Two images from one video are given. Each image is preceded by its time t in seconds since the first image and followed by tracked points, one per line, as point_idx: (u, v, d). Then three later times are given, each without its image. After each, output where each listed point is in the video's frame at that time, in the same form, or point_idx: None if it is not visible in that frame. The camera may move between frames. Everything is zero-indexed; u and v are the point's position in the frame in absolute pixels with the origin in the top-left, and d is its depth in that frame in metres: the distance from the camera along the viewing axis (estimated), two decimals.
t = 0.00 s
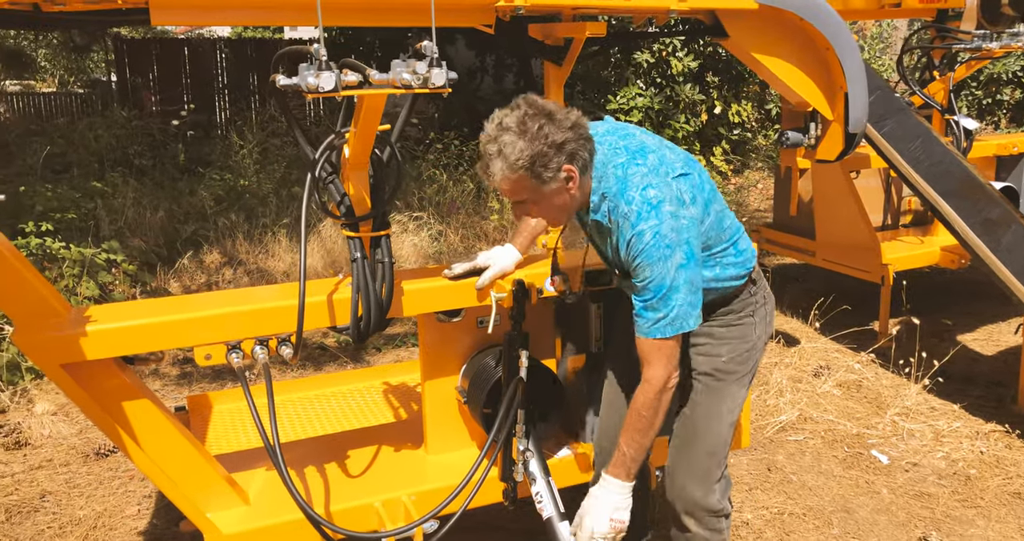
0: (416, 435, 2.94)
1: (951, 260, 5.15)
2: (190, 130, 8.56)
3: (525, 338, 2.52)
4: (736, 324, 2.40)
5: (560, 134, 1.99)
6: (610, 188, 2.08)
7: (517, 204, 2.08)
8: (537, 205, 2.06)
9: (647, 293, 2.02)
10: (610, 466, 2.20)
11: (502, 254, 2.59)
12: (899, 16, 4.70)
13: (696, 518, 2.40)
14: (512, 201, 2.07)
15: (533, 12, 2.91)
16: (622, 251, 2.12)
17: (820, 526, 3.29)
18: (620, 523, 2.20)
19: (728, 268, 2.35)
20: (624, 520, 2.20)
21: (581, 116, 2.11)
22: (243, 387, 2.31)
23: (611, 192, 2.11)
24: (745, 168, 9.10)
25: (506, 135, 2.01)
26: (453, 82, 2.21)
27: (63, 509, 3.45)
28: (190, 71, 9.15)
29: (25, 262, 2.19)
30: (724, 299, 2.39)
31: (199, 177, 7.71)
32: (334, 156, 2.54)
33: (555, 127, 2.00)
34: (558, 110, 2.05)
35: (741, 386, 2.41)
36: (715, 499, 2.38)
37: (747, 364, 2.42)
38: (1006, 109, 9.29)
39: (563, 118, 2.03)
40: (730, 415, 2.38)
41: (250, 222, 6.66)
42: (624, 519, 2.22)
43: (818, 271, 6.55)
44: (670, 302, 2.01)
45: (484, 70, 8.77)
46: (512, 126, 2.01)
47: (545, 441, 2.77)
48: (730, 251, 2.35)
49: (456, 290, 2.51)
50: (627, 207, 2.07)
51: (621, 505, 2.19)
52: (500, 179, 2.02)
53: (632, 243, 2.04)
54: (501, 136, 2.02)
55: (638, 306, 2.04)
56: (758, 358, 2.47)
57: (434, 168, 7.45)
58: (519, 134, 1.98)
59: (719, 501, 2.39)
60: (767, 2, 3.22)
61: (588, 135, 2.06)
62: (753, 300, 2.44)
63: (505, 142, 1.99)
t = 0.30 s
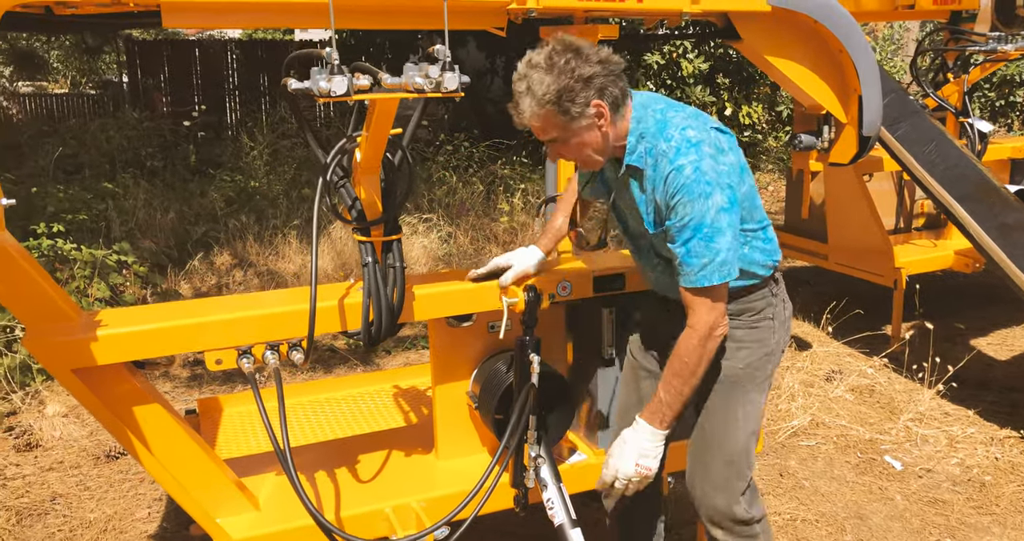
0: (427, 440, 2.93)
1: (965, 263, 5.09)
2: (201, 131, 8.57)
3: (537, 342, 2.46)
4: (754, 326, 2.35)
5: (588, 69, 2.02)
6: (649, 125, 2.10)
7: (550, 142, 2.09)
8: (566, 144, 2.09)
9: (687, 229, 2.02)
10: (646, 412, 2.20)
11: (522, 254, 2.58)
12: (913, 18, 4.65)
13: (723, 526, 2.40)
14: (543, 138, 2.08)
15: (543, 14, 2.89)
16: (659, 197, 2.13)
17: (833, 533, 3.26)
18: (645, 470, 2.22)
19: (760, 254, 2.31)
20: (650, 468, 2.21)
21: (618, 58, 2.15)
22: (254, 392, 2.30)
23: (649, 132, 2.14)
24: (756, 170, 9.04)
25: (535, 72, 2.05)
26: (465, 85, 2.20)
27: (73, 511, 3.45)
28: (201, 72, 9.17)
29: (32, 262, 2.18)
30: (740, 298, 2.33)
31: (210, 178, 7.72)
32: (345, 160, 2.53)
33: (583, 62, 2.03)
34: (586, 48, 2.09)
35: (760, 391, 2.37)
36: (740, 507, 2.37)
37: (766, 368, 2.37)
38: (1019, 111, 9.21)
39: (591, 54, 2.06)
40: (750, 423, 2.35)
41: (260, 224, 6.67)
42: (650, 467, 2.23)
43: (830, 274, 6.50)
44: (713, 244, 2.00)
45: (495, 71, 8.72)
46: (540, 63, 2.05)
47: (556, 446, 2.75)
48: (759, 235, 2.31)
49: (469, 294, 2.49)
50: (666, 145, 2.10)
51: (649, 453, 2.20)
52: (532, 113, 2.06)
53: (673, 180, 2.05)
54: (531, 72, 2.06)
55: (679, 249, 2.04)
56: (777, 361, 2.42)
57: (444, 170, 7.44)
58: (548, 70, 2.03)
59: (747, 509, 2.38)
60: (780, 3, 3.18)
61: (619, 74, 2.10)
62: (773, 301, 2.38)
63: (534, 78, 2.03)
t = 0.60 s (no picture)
0: (436, 446, 2.91)
1: (976, 267, 5.05)
2: (207, 133, 8.57)
3: (547, 347, 2.44)
4: (814, 337, 2.32)
5: (647, 62, 2.08)
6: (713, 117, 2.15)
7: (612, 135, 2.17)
8: (628, 138, 2.17)
9: (744, 227, 2.06)
10: (693, 399, 2.26)
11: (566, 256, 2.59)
12: (923, 20, 4.63)
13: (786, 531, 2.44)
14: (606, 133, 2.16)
15: (553, 17, 2.87)
16: (719, 189, 2.16)
17: None
18: (687, 455, 2.27)
19: (824, 260, 2.30)
20: (692, 453, 2.27)
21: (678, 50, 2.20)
22: (262, 398, 2.28)
23: (714, 123, 2.17)
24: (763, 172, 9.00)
25: (593, 69, 2.13)
26: (476, 90, 2.18)
27: (80, 516, 3.44)
28: (207, 74, 9.18)
29: (36, 264, 2.15)
30: (797, 308, 2.31)
31: (216, 180, 7.71)
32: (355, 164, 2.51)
33: (643, 55, 2.10)
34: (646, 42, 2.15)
35: (822, 400, 2.34)
36: (806, 516, 2.39)
37: (828, 380, 2.34)
38: None
39: (649, 47, 2.11)
40: (811, 432, 2.34)
41: (267, 226, 6.65)
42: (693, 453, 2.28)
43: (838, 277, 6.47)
44: (768, 241, 2.03)
45: (501, 73, 8.75)
46: (598, 60, 2.13)
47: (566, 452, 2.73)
48: (826, 242, 2.31)
49: (484, 298, 2.48)
50: (731, 137, 2.13)
51: (689, 438, 2.26)
52: (592, 105, 2.14)
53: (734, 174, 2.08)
54: (590, 68, 2.14)
55: (735, 245, 2.08)
56: (842, 369, 2.38)
57: (450, 172, 7.42)
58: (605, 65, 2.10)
59: (810, 515, 2.39)
60: (792, 6, 3.17)
61: (678, 66, 2.15)
62: (835, 308, 2.34)
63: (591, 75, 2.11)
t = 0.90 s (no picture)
0: (442, 452, 2.90)
1: (983, 272, 5.01)
2: (212, 135, 8.57)
3: (555, 354, 2.43)
4: (856, 333, 2.43)
5: (668, 91, 2.13)
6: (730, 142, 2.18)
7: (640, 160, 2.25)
8: (657, 161, 2.23)
9: (760, 253, 2.07)
10: (722, 402, 2.35)
11: (579, 262, 2.60)
12: (929, 22, 4.60)
13: (828, 521, 2.54)
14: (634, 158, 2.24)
15: (560, 21, 2.86)
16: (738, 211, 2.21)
17: None
18: (723, 452, 2.37)
19: (862, 260, 2.39)
20: (728, 450, 2.37)
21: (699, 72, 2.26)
22: (267, 404, 2.26)
23: (733, 147, 2.20)
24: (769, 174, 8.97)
25: (617, 101, 2.19)
26: (484, 95, 2.16)
27: (85, 520, 3.43)
28: (212, 76, 9.19)
29: (42, 269, 2.14)
30: (838, 305, 2.43)
31: (221, 182, 7.71)
32: (361, 169, 2.50)
33: (663, 83, 2.15)
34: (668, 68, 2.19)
35: (865, 397, 2.44)
36: (846, 505, 2.50)
37: (871, 374, 2.44)
38: None
39: (672, 73, 2.17)
40: (852, 427, 2.44)
41: (271, 229, 6.65)
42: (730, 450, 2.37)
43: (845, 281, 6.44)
44: (782, 268, 2.04)
45: (506, 76, 8.76)
46: (622, 90, 2.19)
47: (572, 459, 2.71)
48: (861, 243, 2.39)
49: (491, 305, 2.47)
50: (746, 162, 2.15)
51: (723, 437, 2.35)
52: (616, 134, 2.20)
53: (747, 203, 2.11)
54: (614, 100, 2.21)
55: (751, 270, 2.11)
56: (887, 364, 2.47)
57: (455, 175, 7.41)
58: (629, 96, 2.16)
59: (849, 507, 2.50)
60: (799, 10, 3.13)
61: (702, 88, 2.19)
62: (879, 305, 2.44)
63: (617, 107, 2.18)
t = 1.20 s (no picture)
0: (444, 456, 2.87)
1: (989, 274, 4.91)
2: (214, 137, 8.56)
3: (558, 356, 2.37)
4: (875, 329, 2.44)
5: (668, 133, 2.11)
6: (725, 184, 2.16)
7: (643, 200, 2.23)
8: (663, 201, 2.20)
9: (748, 290, 2.09)
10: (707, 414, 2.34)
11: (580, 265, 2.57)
12: (934, 24, 4.57)
13: (838, 518, 2.55)
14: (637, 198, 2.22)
15: (563, 22, 2.84)
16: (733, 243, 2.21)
17: None
18: (712, 462, 2.35)
19: (870, 268, 2.37)
20: (716, 461, 2.35)
21: (698, 110, 2.23)
22: (268, 406, 2.23)
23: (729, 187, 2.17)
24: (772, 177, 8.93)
25: (619, 144, 2.17)
26: (488, 95, 2.14)
27: (85, 524, 3.40)
28: (214, 79, 9.18)
29: (43, 272, 2.12)
30: (859, 301, 2.44)
31: (223, 184, 7.69)
32: (363, 170, 2.48)
33: (662, 125, 2.13)
34: (666, 109, 2.17)
35: (880, 394, 2.44)
36: (856, 501, 2.50)
37: (889, 371, 2.44)
38: None
39: (671, 115, 2.15)
40: (866, 423, 2.45)
41: (274, 231, 6.62)
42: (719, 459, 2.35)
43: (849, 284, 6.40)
44: (766, 305, 2.07)
45: (507, 78, 8.87)
46: (624, 134, 2.17)
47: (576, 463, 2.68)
48: (869, 253, 2.37)
49: (491, 311, 2.45)
50: (740, 203, 2.13)
51: (707, 449, 2.34)
52: (619, 177, 2.19)
53: (737, 244, 2.10)
54: (615, 144, 2.19)
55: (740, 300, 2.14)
56: (906, 363, 2.47)
57: (457, 177, 7.38)
58: (631, 140, 2.14)
59: (859, 504, 2.50)
60: (804, 11, 3.10)
61: (701, 125, 2.17)
62: (899, 303, 2.43)
63: (620, 151, 2.16)
